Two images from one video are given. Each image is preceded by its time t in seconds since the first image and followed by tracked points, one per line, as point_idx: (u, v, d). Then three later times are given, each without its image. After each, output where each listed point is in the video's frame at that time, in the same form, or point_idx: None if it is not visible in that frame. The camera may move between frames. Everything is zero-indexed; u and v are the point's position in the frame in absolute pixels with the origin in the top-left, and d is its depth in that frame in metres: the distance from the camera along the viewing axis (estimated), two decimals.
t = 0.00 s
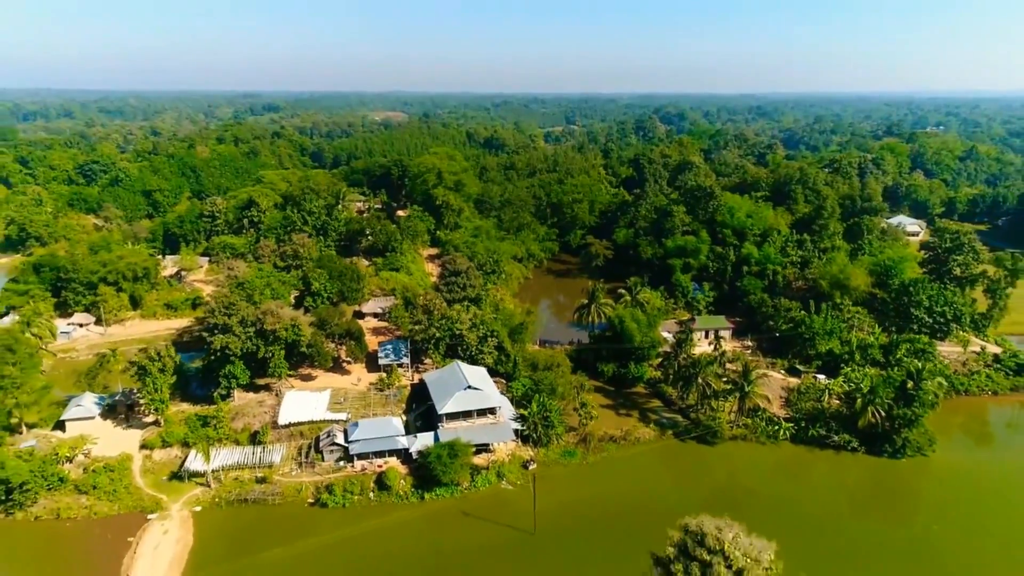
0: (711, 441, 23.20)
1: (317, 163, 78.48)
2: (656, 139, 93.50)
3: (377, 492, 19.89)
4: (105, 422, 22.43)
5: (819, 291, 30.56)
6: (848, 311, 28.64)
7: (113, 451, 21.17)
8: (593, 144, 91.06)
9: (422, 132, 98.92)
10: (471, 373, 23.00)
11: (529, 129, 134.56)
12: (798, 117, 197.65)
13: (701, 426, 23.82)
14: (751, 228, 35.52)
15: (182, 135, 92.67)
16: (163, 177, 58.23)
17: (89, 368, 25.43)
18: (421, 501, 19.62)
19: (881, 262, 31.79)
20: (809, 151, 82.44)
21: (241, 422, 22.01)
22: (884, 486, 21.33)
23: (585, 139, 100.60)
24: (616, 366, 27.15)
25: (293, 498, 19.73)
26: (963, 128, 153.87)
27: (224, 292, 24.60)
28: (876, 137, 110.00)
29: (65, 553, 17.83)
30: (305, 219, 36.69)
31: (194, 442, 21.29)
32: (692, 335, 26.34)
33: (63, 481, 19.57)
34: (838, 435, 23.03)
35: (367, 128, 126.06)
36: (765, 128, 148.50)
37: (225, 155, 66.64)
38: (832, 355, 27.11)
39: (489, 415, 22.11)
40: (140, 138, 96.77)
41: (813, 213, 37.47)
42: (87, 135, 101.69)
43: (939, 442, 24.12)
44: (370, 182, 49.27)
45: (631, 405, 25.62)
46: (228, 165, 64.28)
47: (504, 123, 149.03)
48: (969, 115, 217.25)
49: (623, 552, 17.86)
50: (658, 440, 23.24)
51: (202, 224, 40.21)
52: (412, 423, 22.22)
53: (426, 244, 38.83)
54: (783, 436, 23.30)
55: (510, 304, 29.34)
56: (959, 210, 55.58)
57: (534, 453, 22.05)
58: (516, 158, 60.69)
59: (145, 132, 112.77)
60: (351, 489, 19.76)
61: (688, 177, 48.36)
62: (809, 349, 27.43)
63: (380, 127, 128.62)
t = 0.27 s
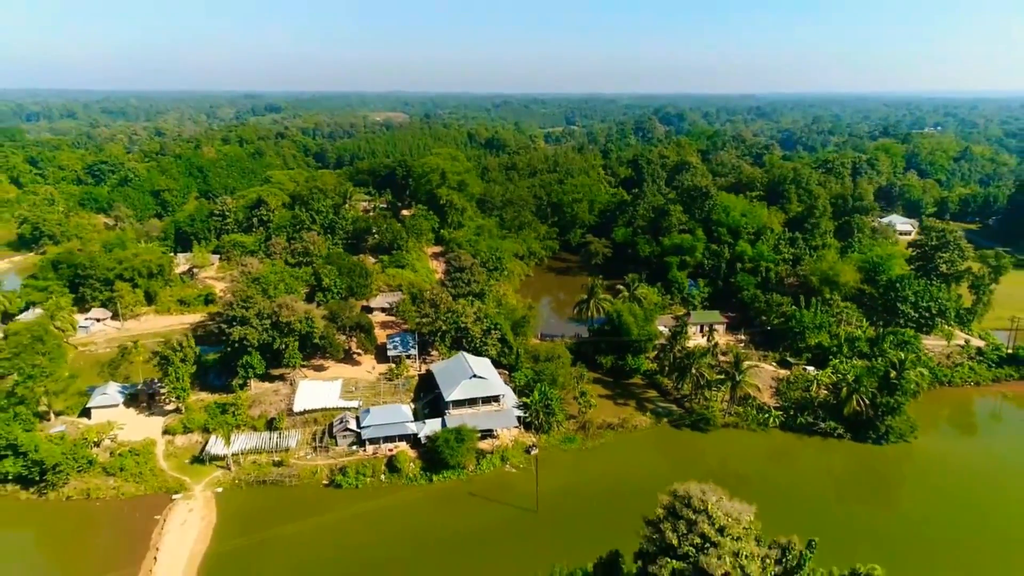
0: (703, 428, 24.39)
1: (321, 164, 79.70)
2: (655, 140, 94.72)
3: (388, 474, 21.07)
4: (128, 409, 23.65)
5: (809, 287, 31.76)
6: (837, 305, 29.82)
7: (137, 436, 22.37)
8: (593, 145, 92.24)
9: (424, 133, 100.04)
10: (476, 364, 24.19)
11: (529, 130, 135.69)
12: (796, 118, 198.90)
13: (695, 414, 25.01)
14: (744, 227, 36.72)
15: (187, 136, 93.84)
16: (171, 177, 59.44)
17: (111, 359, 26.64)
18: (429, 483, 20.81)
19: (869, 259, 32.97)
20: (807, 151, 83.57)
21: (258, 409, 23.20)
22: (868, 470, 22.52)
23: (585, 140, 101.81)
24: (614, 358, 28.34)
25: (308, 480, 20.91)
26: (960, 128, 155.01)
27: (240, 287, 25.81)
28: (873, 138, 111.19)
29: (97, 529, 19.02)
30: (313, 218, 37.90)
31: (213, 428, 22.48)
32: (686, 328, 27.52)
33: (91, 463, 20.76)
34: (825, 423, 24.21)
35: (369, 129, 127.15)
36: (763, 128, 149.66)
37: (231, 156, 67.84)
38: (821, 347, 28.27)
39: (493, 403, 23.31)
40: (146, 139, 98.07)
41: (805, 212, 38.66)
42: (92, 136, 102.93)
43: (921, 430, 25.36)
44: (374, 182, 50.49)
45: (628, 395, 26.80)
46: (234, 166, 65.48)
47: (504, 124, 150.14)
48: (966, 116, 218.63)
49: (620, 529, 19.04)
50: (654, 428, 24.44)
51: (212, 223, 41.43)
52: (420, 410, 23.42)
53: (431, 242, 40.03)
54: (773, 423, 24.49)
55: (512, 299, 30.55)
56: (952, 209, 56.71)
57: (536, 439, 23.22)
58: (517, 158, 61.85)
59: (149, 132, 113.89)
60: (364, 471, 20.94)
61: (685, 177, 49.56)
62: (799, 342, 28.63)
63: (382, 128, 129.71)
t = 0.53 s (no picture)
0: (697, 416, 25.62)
1: (324, 164, 80.91)
2: (654, 141, 95.95)
3: (398, 457, 22.31)
4: (150, 398, 24.91)
5: (800, 282, 33.00)
6: (826, 300, 31.05)
7: (160, 423, 23.58)
8: (592, 145, 93.45)
9: (426, 133, 101.22)
10: (480, 354, 25.45)
11: (530, 130, 136.85)
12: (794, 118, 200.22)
13: (688, 403, 26.25)
14: (738, 225, 37.94)
15: (192, 136, 95.06)
16: (179, 177, 60.65)
17: (131, 351, 27.88)
18: (437, 465, 22.06)
19: (858, 255, 34.20)
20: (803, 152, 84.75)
21: (273, 397, 24.45)
22: (851, 454, 23.80)
23: (584, 141, 103.09)
24: (612, 350, 29.58)
25: (322, 463, 22.14)
26: (957, 128, 155.93)
27: (254, 282, 27.05)
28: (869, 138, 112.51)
29: (125, 509, 20.20)
30: (321, 216, 39.12)
31: (231, 414, 23.71)
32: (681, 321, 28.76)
33: (118, 447, 21.94)
34: (812, 410, 25.48)
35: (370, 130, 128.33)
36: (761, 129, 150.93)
37: (237, 156, 69.05)
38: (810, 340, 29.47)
39: (497, 391, 24.57)
40: (150, 139, 99.40)
41: (797, 211, 39.89)
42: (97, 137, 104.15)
43: (903, 417, 26.68)
44: (379, 181, 51.71)
45: (625, 385, 28.04)
46: (240, 166, 66.68)
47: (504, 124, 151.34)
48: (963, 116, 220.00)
49: (615, 508, 20.29)
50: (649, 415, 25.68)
51: (222, 222, 42.67)
52: (427, 398, 24.67)
53: (435, 240, 41.25)
54: (762, 411, 25.73)
55: (514, 294, 31.79)
56: (943, 208, 57.91)
57: (537, 425, 24.45)
58: (518, 158, 63.05)
59: (153, 133, 115.03)
60: (375, 454, 22.18)
61: (682, 177, 50.77)
62: (789, 334, 29.86)
63: (383, 128, 130.85)
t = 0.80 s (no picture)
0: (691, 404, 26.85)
1: (328, 164, 82.18)
2: (653, 141, 97.29)
3: (407, 442, 23.55)
4: (170, 387, 26.15)
5: (791, 278, 34.25)
6: (816, 294, 32.29)
7: (181, 410, 24.83)
8: (592, 146, 94.74)
9: (427, 134, 102.49)
10: (484, 345, 26.72)
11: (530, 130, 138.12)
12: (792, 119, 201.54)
13: (683, 392, 27.48)
14: (733, 223, 39.17)
15: (197, 137, 96.37)
16: (187, 177, 61.93)
17: (149, 343, 29.14)
18: (444, 449, 23.31)
19: (848, 252, 35.45)
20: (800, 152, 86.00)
21: (288, 385, 25.72)
22: (837, 439, 25.08)
23: (584, 141, 104.40)
24: (610, 343, 30.81)
25: (335, 447, 23.37)
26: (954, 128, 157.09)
27: (268, 278, 28.32)
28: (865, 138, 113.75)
29: (151, 489, 21.40)
30: (329, 215, 40.37)
31: (248, 402, 24.97)
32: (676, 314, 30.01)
33: (142, 432, 23.17)
34: (800, 398, 26.74)
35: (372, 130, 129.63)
36: (759, 129, 152.00)
37: (242, 157, 70.31)
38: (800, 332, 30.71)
39: (500, 380, 25.83)
40: (155, 140, 100.71)
41: (789, 210, 41.13)
42: (102, 138, 105.40)
43: (888, 405, 27.99)
44: (383, 181, 52.98)
45: (623, 376, 29.27)
46: (246, 166, 67.93)
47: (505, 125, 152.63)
48: (961, 117, 220.42)
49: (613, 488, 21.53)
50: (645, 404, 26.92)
51: (232, 220, 43.93)
52: (433, 386, 25.94)
53: (438, 238, 42.51)
54: (753, 399, 26.97)
55: (516, 289, 33.03)
56: (934, 207, 59.15)
57: (539, 413, 25.69)
58: (519, 159, 64.30)
59: (157, 133, 116.30)
60: (385, 439, 23.43)
61: (679, 177, 52.04)
62: (781, 327, 31.09)
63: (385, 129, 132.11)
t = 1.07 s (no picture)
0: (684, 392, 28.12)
1: (331, 164, 83.51)
2: (651, 142, 98.62)
3: (415, 427, 24.88)
4: (188, 376, 27.46)
5: (783, 273, 35.56)
6: (806, 289, 33.59)
7: (200, 397, 26.14)
8: (592, 146, 96.04)
9: (429, 135, 103.76)
10: (487, 336, 28.06)
11: (530, 131, 139.39)
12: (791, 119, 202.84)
13: (677, 381, 28.77)
14: (727, 221, 40.45)
15: (202, 137, 97.74)
16: (194, 177, 63.26)
17: (167, 336, 30.45)
18: (449, 434, 24.64)
19: (838, 249, 36.74)
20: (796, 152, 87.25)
21: (301, 374, 27.05)
22: (823, 425, 26.38)
23: (583, 141, 105.81)
24: (608, 335, 32.09)
25: (347, 432, 24.67)
26: (951, 128, 158.20)
27: (281, 273, 29.65)
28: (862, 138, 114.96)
29: (175, 470, 22.70)
30: (336, 214, 41.70)
31: (264, 390, 26.28)
32: (671, 308, 31.33)
33: (164, 417, 24.47)
34: (789, 387, 28.05)
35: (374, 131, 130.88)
36: (757, 129, 153.16)
37: (248, 157, 71.66)
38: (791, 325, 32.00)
39: (503, 369, 27.15)
40: (161, 140, 102.07)
41: (782, 208, 42.45)
42: (107, 138, 106.68)
43: (873, 394, 29.29)
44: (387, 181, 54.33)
45: (620, 367, 30.55)
46: (252, 165, 69.22)
47: (505, 125, 153.97)
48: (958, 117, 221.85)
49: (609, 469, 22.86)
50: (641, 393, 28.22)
51: (241, 218, 45.23)
52: (440, 375, 27.27)
53: (442, 235, 43.80)
54: (745, 388, 28.29)
55: (517, 285, 34.33)
56: (926, 206, 60.40)
57: (540, 401, 27.00)
58: (520, 159, 65.57)
59: (161, 133, 117.62)
60: (394, 424, 24.74)
61: (676, 176, 53.34)
62: (772, 321, 32.36)
63: (386, 129, 133.36)
